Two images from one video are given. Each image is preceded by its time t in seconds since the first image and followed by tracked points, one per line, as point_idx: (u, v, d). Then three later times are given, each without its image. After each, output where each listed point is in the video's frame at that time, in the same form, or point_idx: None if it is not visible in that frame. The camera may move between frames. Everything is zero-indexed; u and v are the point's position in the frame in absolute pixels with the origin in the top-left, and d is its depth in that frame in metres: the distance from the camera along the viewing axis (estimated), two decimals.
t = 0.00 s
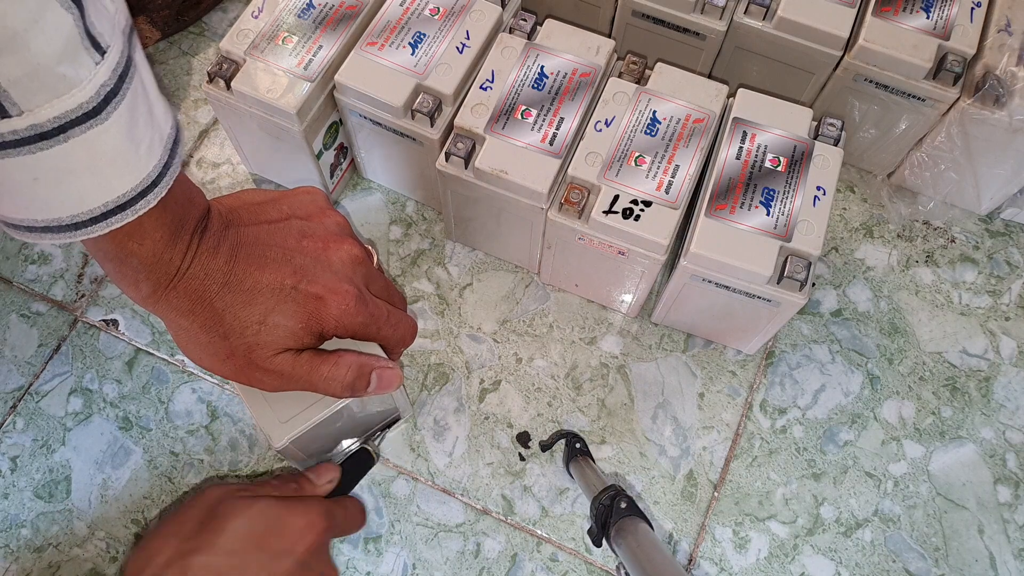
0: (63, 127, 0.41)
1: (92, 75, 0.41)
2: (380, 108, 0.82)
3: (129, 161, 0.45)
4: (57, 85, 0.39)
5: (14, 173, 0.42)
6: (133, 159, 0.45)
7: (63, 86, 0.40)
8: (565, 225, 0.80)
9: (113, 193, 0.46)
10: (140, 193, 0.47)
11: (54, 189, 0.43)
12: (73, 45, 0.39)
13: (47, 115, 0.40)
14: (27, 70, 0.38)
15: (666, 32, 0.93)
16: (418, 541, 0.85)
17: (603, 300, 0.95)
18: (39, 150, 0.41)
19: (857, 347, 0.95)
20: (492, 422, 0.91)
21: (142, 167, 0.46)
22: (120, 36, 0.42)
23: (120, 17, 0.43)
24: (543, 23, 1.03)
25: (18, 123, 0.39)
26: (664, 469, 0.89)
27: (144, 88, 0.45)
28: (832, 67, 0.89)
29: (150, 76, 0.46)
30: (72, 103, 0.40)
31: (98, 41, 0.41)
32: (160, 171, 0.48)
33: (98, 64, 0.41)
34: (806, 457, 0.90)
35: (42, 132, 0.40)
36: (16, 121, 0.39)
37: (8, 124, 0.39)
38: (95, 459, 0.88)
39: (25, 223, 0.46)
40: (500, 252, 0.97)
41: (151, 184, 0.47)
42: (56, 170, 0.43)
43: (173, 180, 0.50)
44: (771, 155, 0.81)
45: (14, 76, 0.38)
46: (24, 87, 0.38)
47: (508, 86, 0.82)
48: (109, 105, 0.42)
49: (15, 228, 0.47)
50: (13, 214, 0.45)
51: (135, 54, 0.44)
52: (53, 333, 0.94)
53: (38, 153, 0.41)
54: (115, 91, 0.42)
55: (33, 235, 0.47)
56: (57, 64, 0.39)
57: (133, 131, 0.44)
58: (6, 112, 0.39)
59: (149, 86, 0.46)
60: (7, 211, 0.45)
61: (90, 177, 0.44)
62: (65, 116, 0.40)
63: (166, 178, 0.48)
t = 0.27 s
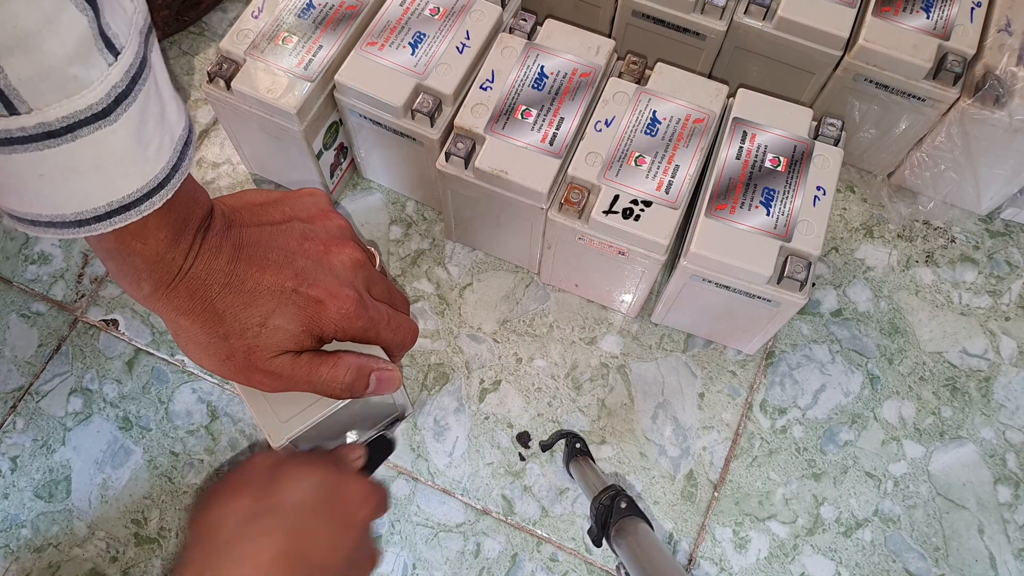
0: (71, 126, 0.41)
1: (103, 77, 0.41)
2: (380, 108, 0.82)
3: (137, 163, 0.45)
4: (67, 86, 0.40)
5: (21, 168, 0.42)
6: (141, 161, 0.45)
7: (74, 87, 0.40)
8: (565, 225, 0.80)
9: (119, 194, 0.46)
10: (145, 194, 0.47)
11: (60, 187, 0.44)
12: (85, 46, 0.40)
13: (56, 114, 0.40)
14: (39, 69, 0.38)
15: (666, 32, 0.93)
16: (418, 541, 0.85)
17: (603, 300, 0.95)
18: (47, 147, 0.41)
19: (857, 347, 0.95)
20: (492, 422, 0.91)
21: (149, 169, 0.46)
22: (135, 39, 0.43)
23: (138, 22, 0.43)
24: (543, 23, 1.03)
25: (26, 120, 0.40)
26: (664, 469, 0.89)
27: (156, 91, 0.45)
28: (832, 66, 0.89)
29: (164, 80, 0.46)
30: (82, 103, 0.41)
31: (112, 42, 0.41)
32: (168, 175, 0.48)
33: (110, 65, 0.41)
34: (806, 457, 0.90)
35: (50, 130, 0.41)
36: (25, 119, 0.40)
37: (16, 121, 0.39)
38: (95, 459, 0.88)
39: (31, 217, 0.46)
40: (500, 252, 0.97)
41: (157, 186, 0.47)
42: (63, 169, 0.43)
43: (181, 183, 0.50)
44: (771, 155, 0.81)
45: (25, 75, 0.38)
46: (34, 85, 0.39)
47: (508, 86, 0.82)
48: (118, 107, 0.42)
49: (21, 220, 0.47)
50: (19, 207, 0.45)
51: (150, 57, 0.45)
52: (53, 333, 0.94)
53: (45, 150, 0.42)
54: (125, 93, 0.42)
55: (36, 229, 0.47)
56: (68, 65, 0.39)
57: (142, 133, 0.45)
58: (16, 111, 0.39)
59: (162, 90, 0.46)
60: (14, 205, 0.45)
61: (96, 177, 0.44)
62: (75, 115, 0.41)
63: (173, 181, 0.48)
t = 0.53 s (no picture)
0: (72, 133, 0.41)
1: (103, 82, 0.41)
2: (380, 108, 0.82)
3: (137, 168, 0.46)
4: (69, 93, 0.40)
5: (21, 180, 0.42)
6: (142, 167, 0.46)
7: (75, 94, 0.40)
8: (565, 225, 0.80)
9: (121, 201, 0.46)
10: (146, 200, 0.47)
11: (61, 197, 0.43)
12: (84, 52, 0.40)
13: (58, 122, 0.40)
14: (40, 77, 0.38)
15: (666, 32, 0.93)
16: (418, 541, 0.85)
17: (603, 300, 0.95)
18: (49, 156, 0.41)
19: (857, 347, 0.95)
20: (492, 422, 0.91)
21: (149, 175, 0.47)
22: (128, 44, 0.43)
23: (127, 27, 0.44)
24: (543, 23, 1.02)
25: (26, 130, 0.39)
26: (664, 469, 0.89)
27: (150, 96, 0.46)
28: (832, 66, 0.89)
29: (155, 85, 0.47)
30: (83, 110, 0.41)
31: (108, 48, 0.42)
32: (167, 180, 0.48)
33: (108, 71, 0.42)
34: (806, 457, 0.90)
35: (53, 139, 0.41)
36: (27, 128, 0.39)
37: (19, 131, 0.39)
38: (95, 459, 0.88)
39: (28, 230, 0.45)
40: (500, 252, 0.97)
41: (157, 192, 0.48)
42: (65, 178, 0.43)
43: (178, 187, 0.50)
44: (771, 155, 0.81)
45: (28, 84, 0.38)
46: (38, 94, 0.39)
47: (507, 86, 0.82)
48: (117, 112, 0.43)
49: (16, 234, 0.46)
50: (16, 221, 0.45)
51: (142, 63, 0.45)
52: (53, 333, 0.94)
53: (48, 160, 0.41)
54: (124, 98, 0.43)
55: (35, 242, 0.46)
56: (69, 72, 0.39)
57: (142, 138, 0.45)
58: (17, 120, 0.39)
59: (154, 94, 0.46)
60: (9, 219, 0.44)
61: (98, 185, 0.44)
62: (76, 122, 0.41)
63: (171, 185, 0.49)
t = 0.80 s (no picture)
0: (74, 151, 0.40)
1: (92, 93, 0.40)
2: (380, 108, 0.82)
3: (142, 177, 0.44)
4: (63, 109, 0.39)
5: (31, 212, 0.41)
6: (146, 177, 0.45)
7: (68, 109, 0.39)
8: (565, 225, 0.80)
9: (132, 214, 0.45)
10: (156, 209, 0.46)
11: (74, 222, 0.42)
12: (67, 65, 0.39)
13: (57, 141, 0.39)
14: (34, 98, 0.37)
15: (666, 31, 0.93)
16: (418, 540, 0.85)
17: (604, 300, 0.95)
18: (55, 182, 0.40)
19: (857, 347, 0.95)
20: (492, 422, 0.91)
21: (154, 182, 0.46)
22: (104, 49, 0.42)
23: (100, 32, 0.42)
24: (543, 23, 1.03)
25: (29, 155, 0.38)
26: (664, 469, 0.89)
27: (138, 103, 0.44)
28: (832, 66, 0.89)
29: (139, 89, 0.45)
30: (80, 125, 0.40)
31: (88, 59, 0.40)
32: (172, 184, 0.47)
33: (94, 80, 0.40)
34: (806, 457, 0.90)
35: (56, 161, 0.39)
36: (28, 154, 0.38)
37: (20, 159, 0.38)
38: (95, 459, 0.88)
39: (46, 266, 0.44)
40: (500, 252, 0.97)
41: (166, 197, 0.47)
42: (75, 200, 0.42)
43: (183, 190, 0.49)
44: (771, 155, 0.81)
45: (23, 107, 0.37)
46: (34, 116, 0.38)
47: (507, 86, 0.82)
48: (112, 122, 0.42)
49: (35, 273, 0.45)
50: (33, 257, 0.44)
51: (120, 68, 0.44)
52: (53, 333, 0.94)
53: (55, 184, 0.40)
54: (115, 107, 0.42)
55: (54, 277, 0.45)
56: (59, 87, 0.38)
57: (140, 146, 0.44)
58: (17, 148, 0.38)
59: (140, 100, 0.45)
60: (27, 257, 0.44)
61: (108, 202, 0.43)
62: (74, 140, 0.40)
63: (177, 190, 0.48)
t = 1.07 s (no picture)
0: (67, 157, 0.42)
1: (81, 98, 0.42)
2: (380, 108, 0.82)
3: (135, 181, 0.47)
4: (53, 113, 0.41)
5: (29, 221, 0.43)
6: (139, 182, 0.47)
7: (59, 114, 0.41)
8: (565, 225, 0.80)
9: (127, 218, 0.47)
10: (150, 212, 0.49)
11: (70, 227, 0.45)
12: (56, 70, 0.41)
13: (50, 147, 0.41)
14: (28, 104, 0.39)
15: (666, 31, 0.93)
16: (418, 540, 0.85)
17: (603, 300, 0.95)
18: (50, 188, 0.42)
19: (857, 347, 0.95)
20: (492, 422, 0.91)
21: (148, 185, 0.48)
22: (91, 58, 0.44)
23: (86, 43, 0.45)
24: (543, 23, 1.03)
25: (23, 161, 0.40)
26: (664, 469, 0.89)
27: (125, 109, 0.47)
28: (832, 66, 0.89)
29: (127, 97, 0.48)
30: (71, 129, 0.42)
31: (75, 65, 0.42)
32: (163, 189, 0.50)
33: (82, 85, 0.42)
34: (806, 457, 0.90)
35: (49, 167, 0.42)
36: (21, 161, 0.40)
37: (14, 166, 0.40)
38: (95, 459, 0.88)
39: (45, 274, 0.47)
40: (500, 252, 0.97)
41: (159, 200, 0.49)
42: (71, 206, 0.44)
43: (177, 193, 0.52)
44: (771, 155, 0.81)
45: (13, 111, 0.39)
46: (25, 121, 0.39)
47: (507, 86, 0.82)
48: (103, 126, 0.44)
49: (36, 283, 0.48)
50: (33, 266, 0.46)
51: (108, 77, 0.46)
52: (53, 333, 0.94)
53: (50, 191, 0.42)
54: (104, 111, 0.44)
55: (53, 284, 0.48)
56: (50, 91, 0.40)
57: (131, 151, 0.46)
58: (10, 154, 0.40)
59: (128, 106, 0.47)
60: (28, 266, 0.46)
61: (102, 206, 0.45)
62: (66, 145, 0.42)
63: (167, 194, 0.50)
